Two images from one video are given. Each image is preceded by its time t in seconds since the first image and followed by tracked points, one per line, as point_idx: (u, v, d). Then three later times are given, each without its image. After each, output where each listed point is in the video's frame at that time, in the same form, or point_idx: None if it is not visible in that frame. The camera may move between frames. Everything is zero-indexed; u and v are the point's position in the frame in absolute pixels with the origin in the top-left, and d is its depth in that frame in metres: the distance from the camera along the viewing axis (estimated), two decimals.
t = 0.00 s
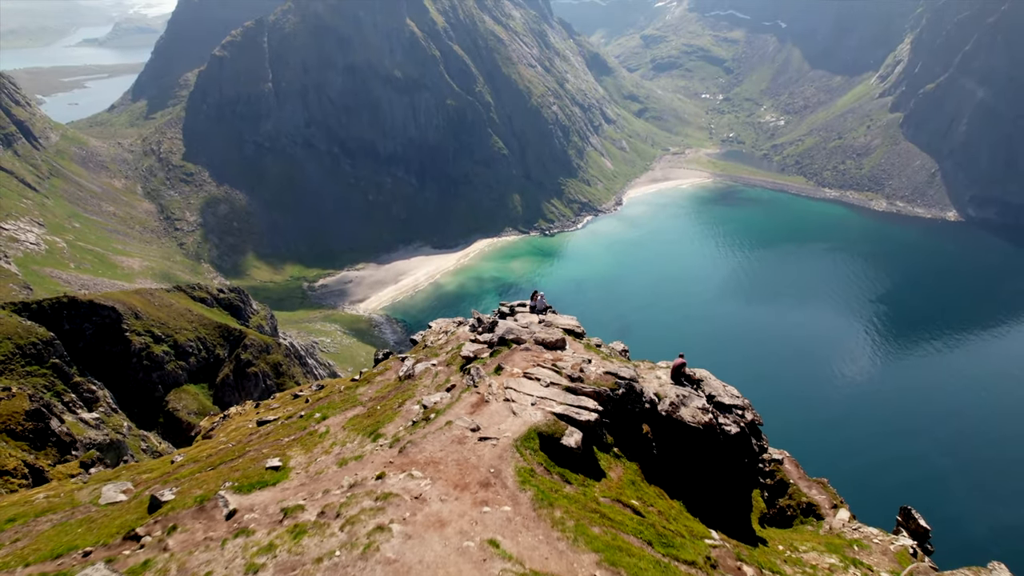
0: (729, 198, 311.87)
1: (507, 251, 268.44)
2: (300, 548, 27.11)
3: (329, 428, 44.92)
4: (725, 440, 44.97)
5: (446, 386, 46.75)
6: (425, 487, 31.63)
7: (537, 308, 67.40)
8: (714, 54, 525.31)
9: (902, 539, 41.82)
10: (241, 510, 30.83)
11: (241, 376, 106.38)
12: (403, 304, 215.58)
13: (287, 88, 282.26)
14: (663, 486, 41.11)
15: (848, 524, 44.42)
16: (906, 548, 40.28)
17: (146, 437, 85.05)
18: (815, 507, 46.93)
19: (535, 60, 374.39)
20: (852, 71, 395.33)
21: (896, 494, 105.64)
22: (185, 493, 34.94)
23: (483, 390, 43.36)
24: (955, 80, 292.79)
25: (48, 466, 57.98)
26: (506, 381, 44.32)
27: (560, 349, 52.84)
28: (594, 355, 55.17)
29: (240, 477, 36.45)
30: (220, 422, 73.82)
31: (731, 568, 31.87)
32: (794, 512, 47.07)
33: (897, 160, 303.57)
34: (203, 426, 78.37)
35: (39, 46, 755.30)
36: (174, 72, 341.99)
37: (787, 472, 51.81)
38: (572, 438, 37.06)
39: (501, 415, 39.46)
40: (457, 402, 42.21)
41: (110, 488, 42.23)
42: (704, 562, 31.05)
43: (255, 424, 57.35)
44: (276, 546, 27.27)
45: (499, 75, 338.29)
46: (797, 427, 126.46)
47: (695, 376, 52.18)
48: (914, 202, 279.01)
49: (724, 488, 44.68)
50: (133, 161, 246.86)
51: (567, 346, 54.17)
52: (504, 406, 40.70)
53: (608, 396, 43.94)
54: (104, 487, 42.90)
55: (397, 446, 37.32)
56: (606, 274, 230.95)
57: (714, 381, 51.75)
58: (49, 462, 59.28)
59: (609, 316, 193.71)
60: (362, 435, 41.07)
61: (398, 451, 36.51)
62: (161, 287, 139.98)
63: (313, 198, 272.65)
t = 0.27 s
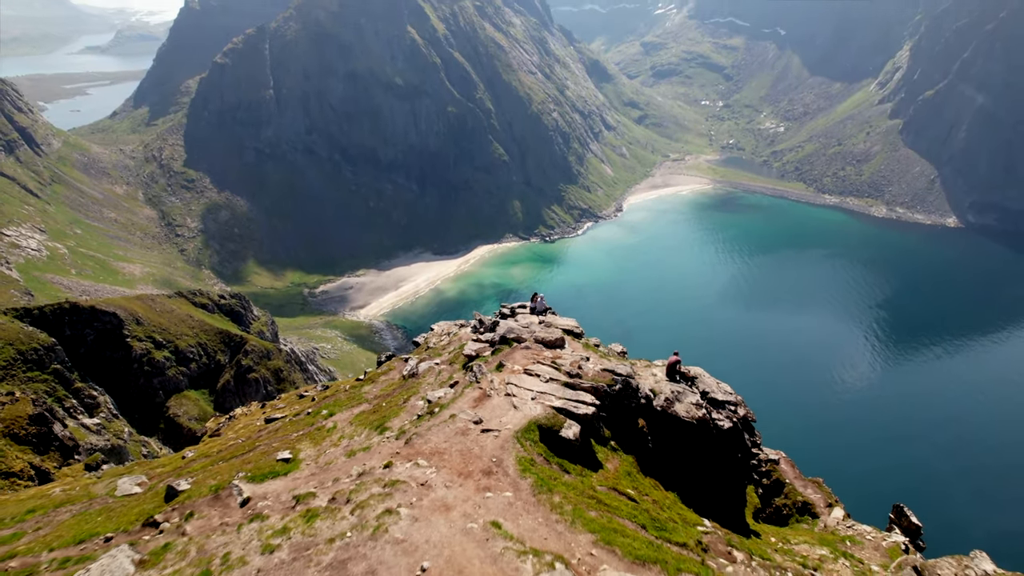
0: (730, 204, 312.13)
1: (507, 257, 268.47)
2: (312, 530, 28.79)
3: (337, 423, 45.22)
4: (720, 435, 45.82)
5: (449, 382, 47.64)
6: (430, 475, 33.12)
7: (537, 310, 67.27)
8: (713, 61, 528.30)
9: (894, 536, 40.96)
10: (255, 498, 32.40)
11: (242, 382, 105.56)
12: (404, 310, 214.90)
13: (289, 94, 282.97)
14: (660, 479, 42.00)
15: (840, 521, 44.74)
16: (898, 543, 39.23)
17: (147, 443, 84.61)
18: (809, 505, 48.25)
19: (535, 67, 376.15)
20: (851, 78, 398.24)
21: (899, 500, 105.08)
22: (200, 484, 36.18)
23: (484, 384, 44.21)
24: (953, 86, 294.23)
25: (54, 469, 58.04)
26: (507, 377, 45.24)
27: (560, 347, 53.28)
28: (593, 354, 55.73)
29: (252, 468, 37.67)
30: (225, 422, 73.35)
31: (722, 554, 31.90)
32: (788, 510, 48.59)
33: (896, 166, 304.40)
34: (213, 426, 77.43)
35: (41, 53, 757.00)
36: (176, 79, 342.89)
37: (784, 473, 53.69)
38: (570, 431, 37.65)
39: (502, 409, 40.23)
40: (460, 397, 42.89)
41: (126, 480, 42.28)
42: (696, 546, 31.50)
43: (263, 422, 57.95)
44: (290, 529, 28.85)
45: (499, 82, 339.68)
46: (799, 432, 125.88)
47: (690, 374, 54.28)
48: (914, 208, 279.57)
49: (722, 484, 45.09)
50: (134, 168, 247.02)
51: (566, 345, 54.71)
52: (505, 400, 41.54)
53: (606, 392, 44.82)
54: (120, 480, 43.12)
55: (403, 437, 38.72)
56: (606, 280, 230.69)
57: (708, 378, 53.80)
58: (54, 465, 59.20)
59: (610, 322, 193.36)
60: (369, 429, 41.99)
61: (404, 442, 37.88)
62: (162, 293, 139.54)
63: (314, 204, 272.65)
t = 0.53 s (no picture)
0: (730, 211, 312.18)
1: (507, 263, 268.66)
2: (326, 513, 30.30)
3: (344, 419, 47.38)
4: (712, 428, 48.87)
5: (453, 378, 50.27)
6: (436, 463, 34.89)
7: (537, 311, 71.38)
8: (712, 68, 530.58)
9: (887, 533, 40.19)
10: (268, 486, 33.86)
11: (243, 388, 104.62)
12: (405, 316, 214.23)
13: (290, 101, 283.74)
14: (656, 470, 43.94)
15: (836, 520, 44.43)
16: (890, 539, 38.25)
17: (148, 449, 83.77)
18: (805, 504, 49.36)
19: (535, 74, 377.79)
20: (851, 85, 399.90)
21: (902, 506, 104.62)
22: (215, 474, 37.97)
23: (486, 379, 47.23)
24: (952, 93, 295.62)
25: (60, 471, 59.50)
26: (509, 373, 48.04)
27: (559, 345, 56.17)
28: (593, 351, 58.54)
29: (263, 460, 39.31)
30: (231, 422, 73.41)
31: (713, 538, 32.88)
32: (784, 509, 49.62)
33: (896, 173, 304.99)
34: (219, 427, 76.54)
35: (43, 60, 759.93)
36: (177, 87, 343.99)
37: (779, 472, 55.34)
38: (569, 423, 40.01)
39: (503, 402, 42.87)
40: (463, 392, 45.55)
41: (142, 474, 44.36)
42: (688, 528, 32.97)
43: (271, 419, 60.27)
44: (303, 512, 30.44)
45: (499, 89, 341.09)
46: (801, 438, 125.29)
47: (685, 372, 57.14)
48: (913, 214, 279.96)
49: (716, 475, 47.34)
50: (135, 174, 246.93)
51: (566, 343, 57.64)
52: (505, 394, 44.36)
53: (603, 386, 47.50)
54: (136, 473, 45.34)
55: (409, 430, 40.72)
56: (606, 287, 230.35)
57: (702, 375, 56.86)
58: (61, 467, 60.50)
59: (610, 328, 193.06)
60: (376, 423, 44.28)
61: (411, 433, 39.95)
62: (162, 299, 139.01)
63: (315, 211, 272.92)
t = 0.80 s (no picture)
0: (730, 217, 312.34)
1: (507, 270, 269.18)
2: (338, 496, 32.67)
3: (352, 415, 50.20)
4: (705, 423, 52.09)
5: (459, 375, 54.43)
6: (441, 452, 37.81)
7: (537, 311, 76.44)
8: (712, 74, 532.87)
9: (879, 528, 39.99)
10: (282, 475, 36.41)
11: (243, 394, 103.60)
12: (406, 322, 213.96)
13: (291, 108, 284.35)
14: (649, 461, 48.18)
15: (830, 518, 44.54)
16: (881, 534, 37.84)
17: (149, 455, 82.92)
18: (800, 503, 50.19)
19: (535, 82, 379.63)
20: (850, 91, 402.30)
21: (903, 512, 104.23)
22: (230, 465, 40.48)
23: (489, 375, 51.50)
24: (950, 100, 297.12)
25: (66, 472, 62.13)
26: (511, 370, 52.34)
27: (558, 344, 60.48)
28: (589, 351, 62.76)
29: (275, 452, 41.52)
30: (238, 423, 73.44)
31: (704, 523, 34.32)
32: (781, 507, 50.97)
33: (895, 179, 305.93)
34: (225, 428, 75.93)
35: (45, 67, 761.73)
36: (178, 94, 344.87)
37: (775, 471, 56.20)
38: (567, 416, 44.00)
39: (503, 396, 47.16)
40: (467, 387, 49.73)
41: (157, 467, 47.46)
42: (680, 513, 34.88)
43: (280, 417, 63.13)
44: (318, 497, 32.72)
45: (499, 96, 342.75)
46: (802, 443, 124.70)
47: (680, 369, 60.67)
48: (913, 220, 280.61)
49: (703, 466, 51.14)
50: (136, 181, 246.91)
51: (564, 342, 62.00)
52: (507, 389, 48.49)
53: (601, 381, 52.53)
54: (154, 467, 48.17)
55: (416, 422, 44.25)
56: (606, 293, 230.34)
57: (696, 373, 60.37)
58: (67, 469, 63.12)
59: (610, 334, 192.65)
60: (383, 417, 47.67)
61: (417, 425, 43.51)
62: (163, 306, 138.46)
63: (316, 218, 273.05)
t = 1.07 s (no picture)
0: (729, 224, 312.77)
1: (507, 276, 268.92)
2: (350, 483, 32.92)
3: (360, 411, 50.43)
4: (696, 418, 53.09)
5: (461, 373, 54.32)
6: (448, 442, 37.63)
7: (538, 313, 76.72)
8: (711, 81, 535.85)
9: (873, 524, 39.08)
10: (296, 466, 36.63)
11: (244, 401, 102.95)
12: (406, 328, 213.57)
13: (291, 115, 284.85)
14: (646, 454, 48.13)
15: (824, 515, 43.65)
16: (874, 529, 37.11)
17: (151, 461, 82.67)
18: (795, 500, 49.11)
19: (535, 89, 381.08)
20: (849, 98, 404.55)
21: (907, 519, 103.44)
22: (245, 457, 40.67)
23: (491, 371, 51.33)
24: (950, 107, 298.27)
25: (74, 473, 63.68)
26: (512, 366, 52.12)
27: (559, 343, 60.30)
28: (589, 350, 62.80)
29: (289, 445, 41.96)
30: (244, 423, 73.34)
31: (696, 509, 34.60)
32: (775, 506, 49.95)
33: (894, 185, 306.73)
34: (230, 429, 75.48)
35: (48, 75, 766.08)
36: (180, 101, 345.99)
37: (770, 471, 55.17)
38: (567, 410, 43.85)
39: (505, 390, 46.72)
40: (471, 382, 49.63)
41: (174, 461, 47.70)
42: (673, 498, 35.22)
43: (288, 416, 63.65)
44: (332, 484, 32.95)
45: (500, 103, 343.92)
46: (804, 449, 123.93)
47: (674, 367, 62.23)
48: (912, 227, 281.35)
49: (695, 459, 51.47)
50: (137, 188, 246.87)
51: (565, 341, 62.09)
52: (508, 383, 48.34)
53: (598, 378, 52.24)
54: (169, 461, 48.65)
55: (422, 415, 44.12)
56: (606, 299, 230.12)
57: (691, 370, 61.82)
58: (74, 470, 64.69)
59: (611, 340, 192.06)
60: (391, 412, 47.71)
61: (423, 418, 43.44)
62: (163, 312, 137.87)
63: (316, 225, 272.93)
